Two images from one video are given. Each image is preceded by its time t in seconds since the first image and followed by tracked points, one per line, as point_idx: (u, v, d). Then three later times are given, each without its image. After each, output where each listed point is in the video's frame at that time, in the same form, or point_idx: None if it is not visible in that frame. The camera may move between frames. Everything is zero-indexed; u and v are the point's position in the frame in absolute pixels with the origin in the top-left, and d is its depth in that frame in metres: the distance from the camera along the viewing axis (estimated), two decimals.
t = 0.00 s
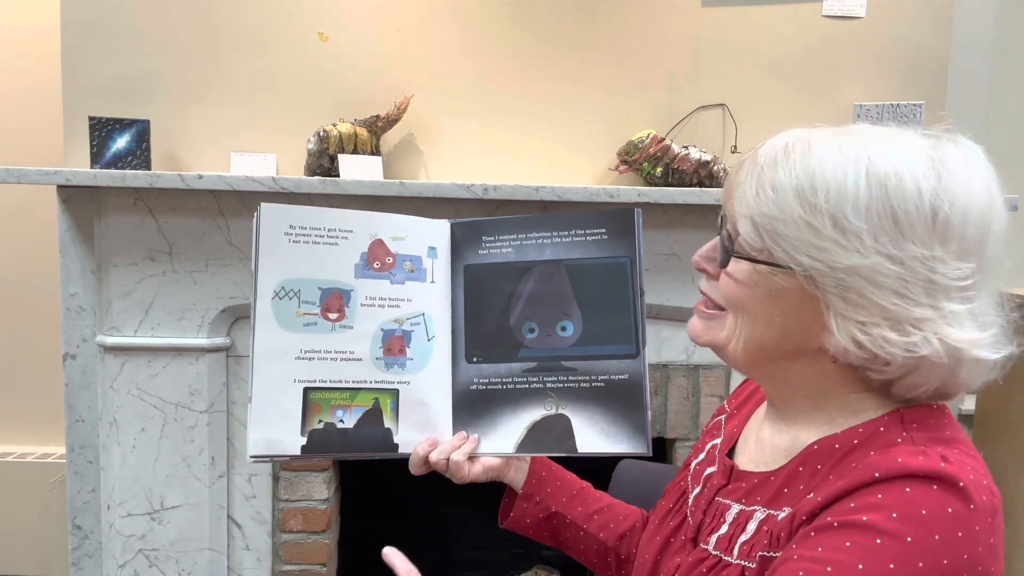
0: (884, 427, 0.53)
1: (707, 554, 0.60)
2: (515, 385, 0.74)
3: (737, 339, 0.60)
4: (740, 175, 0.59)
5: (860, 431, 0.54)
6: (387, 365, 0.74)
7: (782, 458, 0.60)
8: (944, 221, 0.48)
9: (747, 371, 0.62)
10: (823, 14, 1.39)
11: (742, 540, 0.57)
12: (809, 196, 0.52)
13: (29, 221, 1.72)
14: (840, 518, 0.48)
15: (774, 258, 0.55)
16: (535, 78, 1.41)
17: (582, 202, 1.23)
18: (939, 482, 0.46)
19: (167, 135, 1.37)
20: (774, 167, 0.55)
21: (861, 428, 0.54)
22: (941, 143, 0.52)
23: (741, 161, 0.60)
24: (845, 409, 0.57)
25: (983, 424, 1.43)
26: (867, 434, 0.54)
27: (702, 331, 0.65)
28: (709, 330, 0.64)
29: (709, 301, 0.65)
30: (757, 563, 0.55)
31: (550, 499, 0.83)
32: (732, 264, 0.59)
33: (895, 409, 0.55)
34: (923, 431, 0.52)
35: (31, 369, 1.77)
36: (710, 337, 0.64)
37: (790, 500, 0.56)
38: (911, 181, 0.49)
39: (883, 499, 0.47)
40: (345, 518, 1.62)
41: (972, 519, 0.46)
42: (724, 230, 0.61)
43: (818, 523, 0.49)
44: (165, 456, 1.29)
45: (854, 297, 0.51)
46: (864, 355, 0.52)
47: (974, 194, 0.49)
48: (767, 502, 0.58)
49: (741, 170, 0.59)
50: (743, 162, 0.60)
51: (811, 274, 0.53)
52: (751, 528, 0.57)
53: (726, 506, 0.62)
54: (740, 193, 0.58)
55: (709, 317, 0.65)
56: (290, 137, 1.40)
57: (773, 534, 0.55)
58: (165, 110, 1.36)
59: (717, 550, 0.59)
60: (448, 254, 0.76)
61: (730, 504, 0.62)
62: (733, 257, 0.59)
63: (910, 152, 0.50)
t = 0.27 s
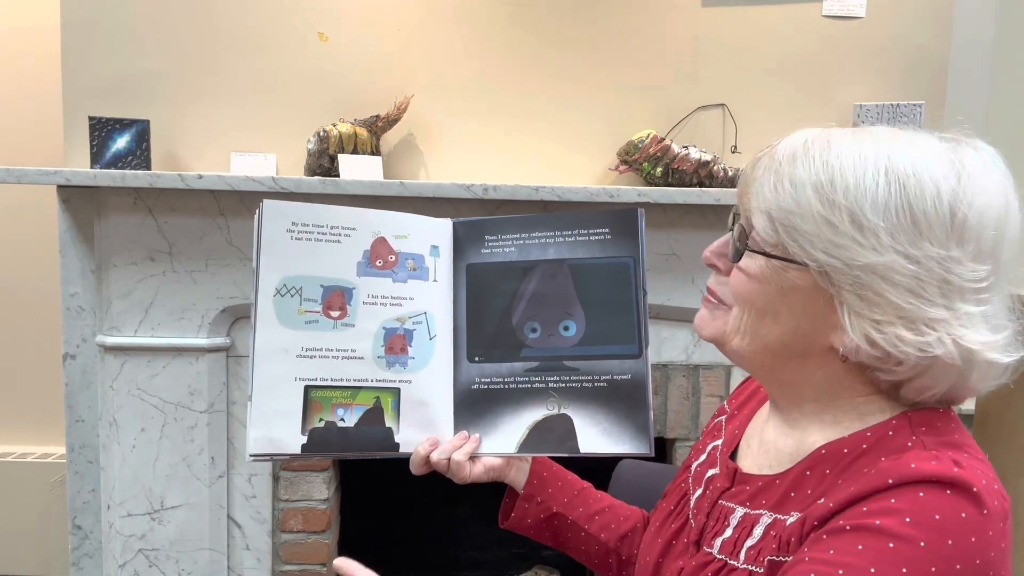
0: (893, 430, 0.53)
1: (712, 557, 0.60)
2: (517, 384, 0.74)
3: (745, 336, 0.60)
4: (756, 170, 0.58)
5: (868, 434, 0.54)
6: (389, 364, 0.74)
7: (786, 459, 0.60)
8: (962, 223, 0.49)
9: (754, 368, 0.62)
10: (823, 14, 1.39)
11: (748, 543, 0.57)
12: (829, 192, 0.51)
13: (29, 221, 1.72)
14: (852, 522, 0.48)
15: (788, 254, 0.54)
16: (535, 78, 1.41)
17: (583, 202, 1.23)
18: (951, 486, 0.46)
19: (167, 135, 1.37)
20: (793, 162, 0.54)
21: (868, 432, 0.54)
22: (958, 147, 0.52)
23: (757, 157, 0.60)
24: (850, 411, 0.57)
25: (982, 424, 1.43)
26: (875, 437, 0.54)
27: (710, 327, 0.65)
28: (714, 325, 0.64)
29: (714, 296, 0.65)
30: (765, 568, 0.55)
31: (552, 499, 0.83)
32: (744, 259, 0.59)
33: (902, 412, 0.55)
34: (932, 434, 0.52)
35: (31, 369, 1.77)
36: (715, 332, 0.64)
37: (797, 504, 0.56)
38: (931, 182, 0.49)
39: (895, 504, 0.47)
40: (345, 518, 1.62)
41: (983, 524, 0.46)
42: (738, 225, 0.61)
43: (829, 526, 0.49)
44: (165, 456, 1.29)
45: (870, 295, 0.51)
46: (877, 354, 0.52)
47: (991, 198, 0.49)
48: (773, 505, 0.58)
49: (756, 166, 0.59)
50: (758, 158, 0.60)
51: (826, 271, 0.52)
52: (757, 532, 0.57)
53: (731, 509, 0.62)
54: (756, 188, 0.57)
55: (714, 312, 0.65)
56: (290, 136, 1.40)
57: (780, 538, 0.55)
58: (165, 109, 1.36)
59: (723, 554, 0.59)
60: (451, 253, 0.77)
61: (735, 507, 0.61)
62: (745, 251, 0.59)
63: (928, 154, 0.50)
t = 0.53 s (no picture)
0: (896, 432, 0.53)
1: (713, 559, 0.60)
2: (520, 384, 0.74)
3: (749, 338, 0.60)
4: (756, 172, 0.59)
5: (872, 436, 0.54)
6: (391, 363, 0.74)
7: (788, 462, 0.60)
8: (964, 220, 0.49)
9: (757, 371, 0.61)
10: (823, 14, 1.39)
11: (751, 545, 0.57)
12: (829, 192, 0.51)
13: (28, 221, 1.72)
14: (856, 525, 0.48)
15: (791, 255, 0.54)
16: (535, 78, 1.41)
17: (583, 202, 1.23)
18: (956, 489, 0.46)
19: (167, 135, 1.37)
20: (793, 163, 0.54)
21: (871, 434, 0.54)
22: (958, 145, 0.52)
23: (757, 159, 0.60)
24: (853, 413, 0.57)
25: (982, 424, 1.43)
26: (879, 440, 0.54)
27: (713, 328, 0.64)
28: (719, 328, 0.64)
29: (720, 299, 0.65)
30: (768, 570, 0.55)
31: (554, 499, 0.83)
32: (747, 260, 0.59)
33: (905, 413, 0.55)
34: (936, 436, 0.52)
35: (31, 369, 1.77)
36: (719, 335, 0.64)
37: (799, 506, 0.56)
38: (931, 180, 0.49)
39: (900, 506, 0.47)
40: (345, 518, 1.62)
41: (988, 527, 0.46)
42: (739, 227, 0.61)
43: (833, 529, 0.49)
44: (165, 456, 1.29)
45: (873, 293, 0.51)
46: (881, 353, 0.52)
47: (992, 195, 0.49)
48: (776, 507, 0.58)
49: (756, 168, 0.59)
50: (758, 160, 0.60)
51: (828, 270, 0.52)
52: (760, 534, 0.57)
53: (733, 511, 0.62)
54: (756, 189, 0.57)
55: (720, 315, 0.65)
56: (290, 137, 1.40)
57: (783, 541, 0.55)
58: (165, 109, 1.36)
59: (725, 556, 0.59)
60: (453, 252, 0.77)
61: (737, 509, 0.61)
62: (747, 252, 0.59)
63: (928, 152, 0.50)
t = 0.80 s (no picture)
0: (897, 434, 0.53)
1: (714, 561, 0.60)
2: (521, 384, 0.74)
3: (757, 342, 0.58)
4: (762, 175, 0.58)
5: (873, 439, 0.54)
6: (392, 362, 0.74)
7: (790, 463, 0.60)
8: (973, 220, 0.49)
9: (762, 374, 0.61)
10: (824, 14, 1.39)
11: (751, 547, 0.57)
12: (841, 195, 0.51)
13: (28, 221, 1.72)
14: (857, 526, 0.48)
15: (804, 259, 0.54)
16: (535, 78, 1.41)
17: (582, 202, 1.23)
18: (957, 491, 0.46)
19: (167, 135, 1.37)
20: (802, 166, 0.54)
21: (873, 436, 0.55)
22: (963, 146, 0.52)
23: (763, 161, 0.59)
24: (856, 415, 0.57)
25: (982, 424, 1.43)
26: (880, 441, 0.54)
27: (716, 330, 0.62)
28: (726, 333, 0.61)
29: (722, 301, 0.63)
30: (768, 571, 0.55)
31: (554, 499, 0.83)
32: (758, 265, 0.58)
33: (908, 413, 0.55)
34: (937, 437, 0.52)
35: (31, 369, 1.77)
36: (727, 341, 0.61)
37: (799, 507, 0.56)
38: (943, 181, 0.49)
39: (901, 509, 0.47)
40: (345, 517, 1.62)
41: (989, 529, 0.46)
42: (745, 228, 0.59)
43: (834, 530, 0.49)
44: (165, 456, 1.29)
45: (887, 296, 0.51)
46: (895, 355, 0.52)
47: (999, 196, 0.50)
48: (775, 508, 0.58)
49: (763, 169, 0.58)
50: (763, 161, 0.59)
51: (842, 274, 0.52)
52: (760, 536, 0.57)
53: (732, 512, 0.61)
54: (764, 193, 0.57)
55: (724, 319, 0.62)
56: (290, 137, 1.40)
57: (784, 542, 0.55)
58: (165, 109, 1.36)
59: (725, 558, 0.59)
60: (455, 251, 0.77)
61: (737, 510, 0.61)
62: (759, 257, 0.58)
63: (938, 153, 0.50)
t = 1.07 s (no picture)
0: (907, 439, 0.54)
1: (718, 566, 0.60)
2: (518, 382, 0.74)
3: (845, 361, 0.55)
4: (864, 182, 0.52)
5: (882, 443, 0.55)
6: (388, 360, 0.74)
7: (795, 465, 0.60)
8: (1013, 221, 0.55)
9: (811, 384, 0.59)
10: (823, 14, 1.39)
11: (759, 553, 0.57)
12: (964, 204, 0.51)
13: (28, 221, 1.72)
14: (874, 531, 0.48)
15: (927, 276, 0.52)
16: (536, 78, 1.41)
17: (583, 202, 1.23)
18: (975, 500, 0.47)
19: (167, 135, 1.37)
20: (913, 172, 0.51)
21: (881, 440, 0.55)
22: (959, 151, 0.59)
23: (839, 165, 0.55)
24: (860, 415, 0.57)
25: (982, 425, 1.43)
26: (891, 447, 0.54)
27: (791, 351, 0.57)
28: (813, 353, 0.56)
29: (796, 318, 0.57)
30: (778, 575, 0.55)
31: (551, 498, 0.83)
32: (853, 274, 0.54)
33: (912, 417, 0.56)
34: (947, 444, 0.53)
35: (30, 369, 1.77)
36: (815, 363, 0.56)
37: (808, 512, 0.56)
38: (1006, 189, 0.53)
39: (921, 516, 0.47)
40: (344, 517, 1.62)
41: (1006, 537, 0.46)
42: (831, 238, 0.55)
43: (849, 534, 0.50)
44: (165, 456, 1.29)
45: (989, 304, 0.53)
46: (974, 355, 0.55)
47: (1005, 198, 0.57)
48: (783, 514, 0.57)
49: (858, 176, 0.53)
50: (846, 166, 0.54)
51: (961, 289, 0.52)
52: (767, 541, 0.57)
53: (735, 517, 0.61)
54: (880, 206, 0.51)
55: (805, 337, 0.56)
56: (290, 137, 1.40)
57: (794, 547, 0.54)
58: (165, 110, 1.36)
59: (731, 563, 0.59)
60: (454, 248, 0.77)
61: (740, 514, 0.61)
62: (852, 264, 0.54)
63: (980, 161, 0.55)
